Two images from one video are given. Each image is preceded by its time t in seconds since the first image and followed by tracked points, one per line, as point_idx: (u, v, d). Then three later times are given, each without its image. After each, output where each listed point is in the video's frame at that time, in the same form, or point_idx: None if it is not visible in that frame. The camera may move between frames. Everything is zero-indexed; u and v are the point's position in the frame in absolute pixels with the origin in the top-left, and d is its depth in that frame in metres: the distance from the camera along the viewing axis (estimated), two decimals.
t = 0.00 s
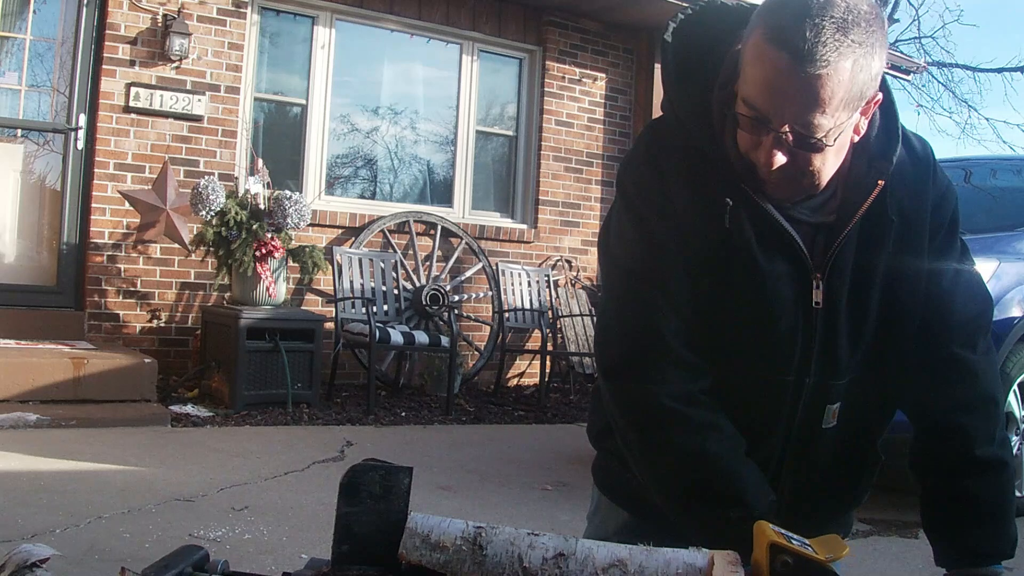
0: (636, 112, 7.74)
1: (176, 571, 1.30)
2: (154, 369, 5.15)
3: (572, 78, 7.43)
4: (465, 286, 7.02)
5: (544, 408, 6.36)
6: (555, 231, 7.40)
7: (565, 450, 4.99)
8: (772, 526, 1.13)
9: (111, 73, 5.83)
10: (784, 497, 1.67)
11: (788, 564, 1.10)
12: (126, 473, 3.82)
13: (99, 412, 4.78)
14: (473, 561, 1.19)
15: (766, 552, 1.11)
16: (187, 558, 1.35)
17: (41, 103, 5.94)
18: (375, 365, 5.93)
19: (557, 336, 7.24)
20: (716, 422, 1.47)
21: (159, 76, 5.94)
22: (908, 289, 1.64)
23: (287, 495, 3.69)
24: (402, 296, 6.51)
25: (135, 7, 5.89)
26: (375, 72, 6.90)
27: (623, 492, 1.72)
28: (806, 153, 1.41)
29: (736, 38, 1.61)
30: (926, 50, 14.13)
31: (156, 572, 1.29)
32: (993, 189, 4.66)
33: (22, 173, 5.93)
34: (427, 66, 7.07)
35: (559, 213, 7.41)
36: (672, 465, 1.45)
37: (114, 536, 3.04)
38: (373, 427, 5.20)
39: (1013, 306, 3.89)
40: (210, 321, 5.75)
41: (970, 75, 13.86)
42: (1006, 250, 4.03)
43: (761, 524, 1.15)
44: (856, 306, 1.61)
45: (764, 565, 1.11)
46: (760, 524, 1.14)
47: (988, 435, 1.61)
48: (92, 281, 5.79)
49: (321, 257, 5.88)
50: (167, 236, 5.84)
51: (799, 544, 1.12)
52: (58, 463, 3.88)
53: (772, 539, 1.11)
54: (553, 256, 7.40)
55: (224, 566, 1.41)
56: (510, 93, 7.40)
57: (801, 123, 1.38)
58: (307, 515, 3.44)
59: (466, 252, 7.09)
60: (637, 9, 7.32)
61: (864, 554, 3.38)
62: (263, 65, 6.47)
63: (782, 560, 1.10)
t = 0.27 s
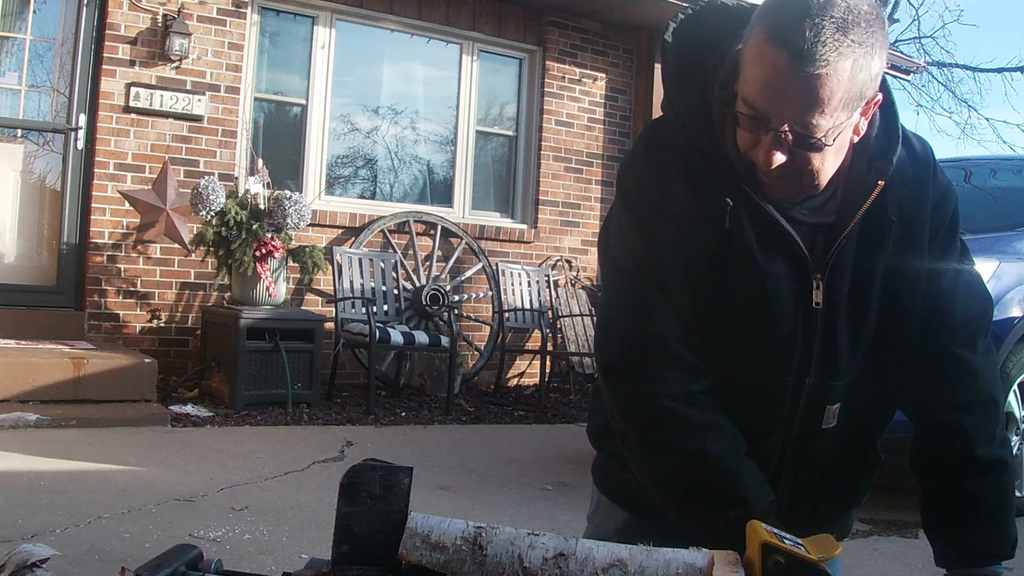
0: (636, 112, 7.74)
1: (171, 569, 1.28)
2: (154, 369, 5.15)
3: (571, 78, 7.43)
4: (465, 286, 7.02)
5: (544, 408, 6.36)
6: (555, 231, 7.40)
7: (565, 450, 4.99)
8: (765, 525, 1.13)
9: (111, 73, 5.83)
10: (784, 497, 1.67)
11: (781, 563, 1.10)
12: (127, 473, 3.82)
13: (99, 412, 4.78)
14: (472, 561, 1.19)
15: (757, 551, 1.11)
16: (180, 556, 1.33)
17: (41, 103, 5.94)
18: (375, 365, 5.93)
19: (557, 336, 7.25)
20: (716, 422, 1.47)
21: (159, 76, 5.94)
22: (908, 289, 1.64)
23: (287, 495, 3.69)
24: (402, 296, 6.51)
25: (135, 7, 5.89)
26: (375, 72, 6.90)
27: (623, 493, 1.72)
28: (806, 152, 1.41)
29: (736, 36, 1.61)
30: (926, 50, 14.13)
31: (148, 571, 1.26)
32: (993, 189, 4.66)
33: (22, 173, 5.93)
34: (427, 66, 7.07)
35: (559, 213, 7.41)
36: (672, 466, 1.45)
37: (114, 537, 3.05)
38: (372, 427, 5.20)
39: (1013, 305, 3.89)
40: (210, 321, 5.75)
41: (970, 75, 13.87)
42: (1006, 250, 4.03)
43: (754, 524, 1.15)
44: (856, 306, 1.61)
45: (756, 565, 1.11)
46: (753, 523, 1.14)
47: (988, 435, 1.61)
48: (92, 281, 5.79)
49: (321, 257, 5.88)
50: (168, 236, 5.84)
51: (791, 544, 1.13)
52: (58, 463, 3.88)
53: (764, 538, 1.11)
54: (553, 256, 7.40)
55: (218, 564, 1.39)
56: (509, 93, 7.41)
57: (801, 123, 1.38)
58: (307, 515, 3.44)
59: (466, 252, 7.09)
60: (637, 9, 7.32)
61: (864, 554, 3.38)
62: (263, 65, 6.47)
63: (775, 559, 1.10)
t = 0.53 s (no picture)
0: (636, 112, 7.74)
1: (164, 569, 1.27)
2: (154, 369, 5.15)
3: (571, 78, 7.43)
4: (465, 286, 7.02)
5: (544, 408, 6.36)
6: (555, 231, 7.40)
7: (565, 450, 4.99)
8: (758, 525, 1.12)
9: (111, 73, 5.83)
10: (784, 497, 1.67)
11: (773, 563, 1.09)
12: (127, 473, 3.82)
13: (99, 412, 4.78)
14: (472, 560, 1.18)
15: (750, 550, 1.10)
16: (173, 556, 1.31)
17: (41, 103, 5.94)
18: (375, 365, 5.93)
19: (557, 336, 7.25)
20: (717, 422, 1.47)
21: (159, 76, 5.94)
22: (908, 290, 1.64)
23: (287, 495, 3.69)
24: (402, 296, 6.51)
25: (135, 7, 5.89)
26: (375, 72, 6.90)
27: (623, 493, 1.72)
28: (806, 153, 1.41)
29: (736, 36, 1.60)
30: (926, 50, 14.13)
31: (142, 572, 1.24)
32: (993, 189, 4.66)
33: (22, 173, 5.93)
34: (427, 66, 7.07)
35: (559, 213, 7.41)
36: (672, 466, 1.45)
37: (114, 537, 3.04)
38: (372, 427, 5.20)
39: (1012, 306, 3.89)
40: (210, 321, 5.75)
41: (970, 75, 13.87)
42: (1006, 250, 4.02)
43: (748, 523, 1.14)
44: (856, 307, 1.61)
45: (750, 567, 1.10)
46: (746, 524, 1.13)
47: (988, 436, 1.61)
48: (92, 281, 5.79)
49: (321, 257, 5.88)
50: (167, 236, 5.84)
51: (784, 544, 1.12)
52: (58, 462, 3.88)
53: (756, 538, 1.10)
54: (553, 256, 7.40)
55: (207, 564, 1.38)
56: (509, 93, 7.40)
57: (801, 125, 1.38)
58: (307, 515, 3.44)
59: (466, 252, 7.09)
60: (637, 9, 7.32)
61: (864, 554, 3.38)
62: (263, 65, 6.47)
63: (766, 559, 1.09)
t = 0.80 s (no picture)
0: (636, 112, 7.74)
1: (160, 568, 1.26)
2: (154, 369, 5.15)
3: (571, 78, 7.43)
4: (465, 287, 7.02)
5: (544, 408, 6.36)
6: (555, 231, 7.40)
7: (565, 450, 4.99)
8: (754, 525, 1.12)
9: (111, 73, 5.83)
10: (785, 496, 1.67)
11: (768, 563, 1.09)
12: (127, 473, 3.82)
13: (99, 412, 4.78)
14: (467, 560, 1.16)
15: (745, 551, 1.10)
16: (169, 554, 1.29)
17: (41, 103, 5.94)
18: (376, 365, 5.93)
19: (557, 336, 7.25)
20: (717, 422, 1.47)
21: (159, 76, 5.94)
22: (908, 290, 1.64)
23: (287, 495, 3.70)
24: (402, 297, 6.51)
25: (135, 7, 5.89)
26: (375, 72, 6.90)
27: (624, 491, 1.72)
28: (808, 154, 1.41)
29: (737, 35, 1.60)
30: (926, 50, 14.13)
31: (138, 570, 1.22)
32: (992, 189, 4.66)
33: (22, 173, 5.93)
34: (427, 67, 7.07)
35: (559, 213, 7.41)
36: (672, 466, 1.45)
37: (114, 537, 3.05)
38: (372, 427, 5.20)
39: (1012, 306, 3.89)
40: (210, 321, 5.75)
41: (970, 75, 13.87)
42: (1006, 250, 4.02)
43: (743, 524, 1.13)
44: (858, 306, 1.61)
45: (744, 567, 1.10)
46: (742, 524, 1.13)
47: (988, 436, 1.61)
48: (92, 281, 5.79)
49: (321, 257, 5.88)
50: (167, 236, 5.84)
51: (779, 545, 1.12)
52: (58, 462, 3.88)
53: (752, 538, 1.10)
54: (553, 256, 7.40)
55: (201, 562, 1.36)
56: (509, 93, 7.40)
57: (803, 125, 1.37)
58: (307, 515, 3.44)
59: (466, 252, 7.09)
60: (637, 9, 7.32)
61: (864, 554, 3.38)
62: (263, 65, 6.47)
63: (762, 559, 1.09)
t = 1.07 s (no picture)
0: (636, 112, 7.74)
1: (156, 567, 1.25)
2: (154, 369, 5.15)
3: (571, 78, 7.43)
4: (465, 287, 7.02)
5: (544, 408, 6.36)
6: (555, 231, 7.40)
7: (565, 450, 4.99)
8: (745, 524, 1.10)
9: (111, 73, 5.83)
10: (785, 496, 1.67)
11: (760, 563, 1.07)
12: (127, 473, 3.82)
13: (99, 412, 4.78)
14: (458, 559, 1.15)
15: (737, 550, 1.08)
16: (162, 553, 1.29)
17: (41, 103, 5.94)
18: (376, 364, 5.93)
19: (557, 336, 7.25)
20: (717, 423, 1.47)
21: (159, 76, 5.93)
22: (909, 291, 1.64)
23: (287, 495, 3.70)
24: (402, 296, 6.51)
25: (135, 7, 5.89)
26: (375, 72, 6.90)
27: (624, 492, 1.72)
28: (809, 154, 1.41)
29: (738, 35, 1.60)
30: (926, 50, 14.13)
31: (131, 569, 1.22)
32: (992, 189, 4.66)
33: (22, 173, 5.93)
34: (427, 66, 7.07)
35: (559, 213, 7.41)
36: (672, 466, 1.44)
37: (114, 537, 3.05)
38: (372, 427, 5.20)
39: (1012, 306, 3.89)
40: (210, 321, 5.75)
41: (970, 75, 13.87)
42: (1006, 250, 4.02)
43: (735, 523, 1.11)
44: (859, 306, 1.61)
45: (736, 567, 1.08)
46: (733, 523, 1.11)
47: (989, 436, 1.61)
48: (92, 281, 5.79)
49: (321, 257, 5.88)
50: (167, 236, 5.84)
51: (772, 544, 1.10)
52: (58, 463, 3.88)
53: (743, 538, 1.08)
54: (553, 256, 7.40)
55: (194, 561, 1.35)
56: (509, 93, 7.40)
57: (805, 125, 1.38)
58: (307, 515, 3.44)
59: (466, 252, 7.09)
60: (637, 9, 7.32)
61: (864, 554, 3.38)
62: (263, 65, 6.47)
63: (753, 559, 1.07)
